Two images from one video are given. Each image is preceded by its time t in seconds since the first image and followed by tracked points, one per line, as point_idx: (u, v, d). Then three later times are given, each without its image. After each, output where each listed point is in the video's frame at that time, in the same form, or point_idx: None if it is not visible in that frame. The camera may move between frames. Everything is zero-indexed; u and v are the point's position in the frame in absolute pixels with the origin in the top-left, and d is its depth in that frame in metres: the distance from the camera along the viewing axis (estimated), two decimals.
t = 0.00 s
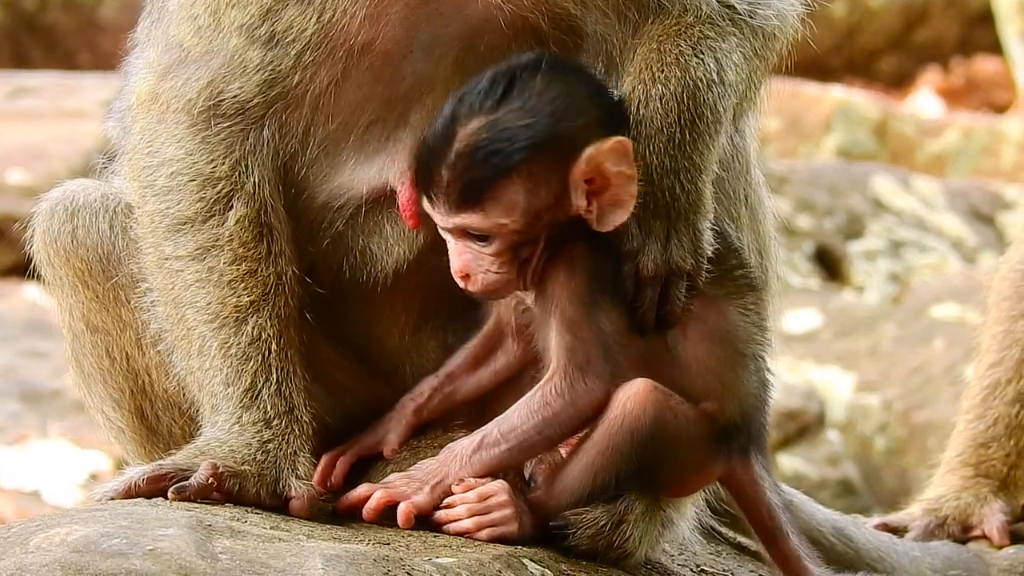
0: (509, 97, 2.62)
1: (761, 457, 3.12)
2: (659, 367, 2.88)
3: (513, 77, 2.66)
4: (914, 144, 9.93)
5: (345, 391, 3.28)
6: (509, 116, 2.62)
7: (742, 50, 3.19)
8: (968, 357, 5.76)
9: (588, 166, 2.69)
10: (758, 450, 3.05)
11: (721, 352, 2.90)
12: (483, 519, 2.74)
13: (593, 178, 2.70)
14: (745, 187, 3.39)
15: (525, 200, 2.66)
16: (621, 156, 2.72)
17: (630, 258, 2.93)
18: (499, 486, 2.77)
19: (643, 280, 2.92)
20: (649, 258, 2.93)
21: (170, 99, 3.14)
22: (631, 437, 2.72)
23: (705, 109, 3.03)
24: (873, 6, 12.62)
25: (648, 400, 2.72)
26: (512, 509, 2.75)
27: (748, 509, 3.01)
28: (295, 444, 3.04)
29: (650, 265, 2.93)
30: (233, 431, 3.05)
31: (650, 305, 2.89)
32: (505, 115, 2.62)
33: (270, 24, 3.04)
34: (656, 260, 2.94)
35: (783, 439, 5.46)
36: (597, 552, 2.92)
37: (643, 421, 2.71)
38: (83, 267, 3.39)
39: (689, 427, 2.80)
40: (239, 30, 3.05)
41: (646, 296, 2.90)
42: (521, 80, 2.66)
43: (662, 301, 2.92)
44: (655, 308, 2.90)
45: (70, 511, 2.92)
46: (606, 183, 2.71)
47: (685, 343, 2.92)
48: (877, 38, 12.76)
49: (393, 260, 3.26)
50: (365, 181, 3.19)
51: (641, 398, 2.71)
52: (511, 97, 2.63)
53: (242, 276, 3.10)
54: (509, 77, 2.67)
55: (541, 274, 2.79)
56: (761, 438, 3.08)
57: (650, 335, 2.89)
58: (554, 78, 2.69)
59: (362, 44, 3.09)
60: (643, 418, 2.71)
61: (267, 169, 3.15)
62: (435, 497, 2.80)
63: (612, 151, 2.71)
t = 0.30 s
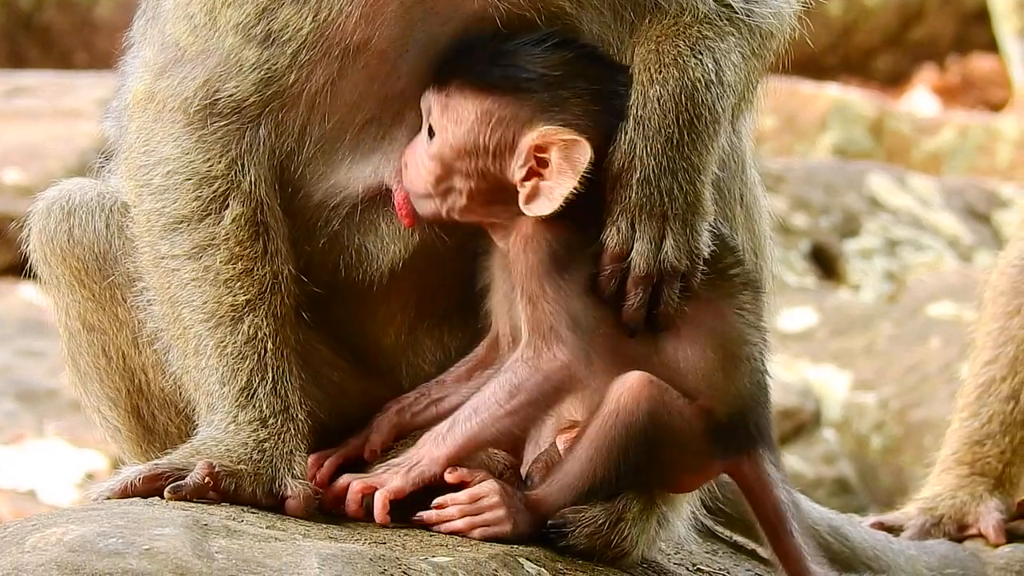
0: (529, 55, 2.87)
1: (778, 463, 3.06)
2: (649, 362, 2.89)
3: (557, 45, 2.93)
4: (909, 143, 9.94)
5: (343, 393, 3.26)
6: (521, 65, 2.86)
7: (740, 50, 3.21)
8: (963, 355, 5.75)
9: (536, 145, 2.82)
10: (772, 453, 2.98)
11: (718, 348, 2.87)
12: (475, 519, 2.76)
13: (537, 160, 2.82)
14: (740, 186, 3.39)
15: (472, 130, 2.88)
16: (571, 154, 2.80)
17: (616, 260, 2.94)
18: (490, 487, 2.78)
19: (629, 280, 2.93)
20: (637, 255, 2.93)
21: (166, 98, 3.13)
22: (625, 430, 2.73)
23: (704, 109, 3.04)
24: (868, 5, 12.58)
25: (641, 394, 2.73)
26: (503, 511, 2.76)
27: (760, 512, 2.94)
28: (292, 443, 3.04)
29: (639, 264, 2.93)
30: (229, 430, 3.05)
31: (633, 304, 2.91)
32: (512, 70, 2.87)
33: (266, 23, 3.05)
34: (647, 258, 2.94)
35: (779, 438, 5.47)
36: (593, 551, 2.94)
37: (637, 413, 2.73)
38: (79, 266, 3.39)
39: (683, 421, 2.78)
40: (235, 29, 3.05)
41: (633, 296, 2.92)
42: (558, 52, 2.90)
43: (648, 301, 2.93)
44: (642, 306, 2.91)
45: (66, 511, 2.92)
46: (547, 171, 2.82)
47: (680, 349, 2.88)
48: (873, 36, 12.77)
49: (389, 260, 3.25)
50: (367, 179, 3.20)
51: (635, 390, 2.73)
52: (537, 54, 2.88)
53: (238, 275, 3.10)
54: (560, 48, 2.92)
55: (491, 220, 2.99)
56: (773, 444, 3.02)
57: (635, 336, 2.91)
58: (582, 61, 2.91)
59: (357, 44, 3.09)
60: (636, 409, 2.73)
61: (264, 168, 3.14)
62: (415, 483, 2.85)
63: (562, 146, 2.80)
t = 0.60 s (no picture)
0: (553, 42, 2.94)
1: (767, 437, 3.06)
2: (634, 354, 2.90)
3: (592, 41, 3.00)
4: (909, 142, 9.94)
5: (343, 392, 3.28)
6: (542, 48, 2.94)
7: (739, 52, 3.22)
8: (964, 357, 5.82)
9: (511, 127, 2.83)
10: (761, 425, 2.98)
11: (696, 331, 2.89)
12: (474, 519, 2.76)
13: (505, 138, 2.84)
14: (738, 186, 3.38)
15: (471, 81, 2.94)
16: (530, 150, 2.80)
17: (604, 263, 2.97)
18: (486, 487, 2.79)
19: (618, 281, 2.95)
20: (627, 258, 2.96)
21: (165, 100, 3.13)
22: (607, 411, 2.76)
23: (700, 113, 3.06)
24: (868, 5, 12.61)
25: (619, 371, 2.75)
26: (502, 509, 2.77)
27: (751, 488, 2.94)
28: (292, 445, 3.05)
29: (629, 266, 2.95)
30: (230, 432, 3.05)
31: (618, 305, 2.93)
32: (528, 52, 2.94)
33: (262, 25, 3.03)
34: (636, 261, 2.95)
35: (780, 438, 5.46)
36: (593, 552, 2.92)
37: (614, 391, 2.75)
38: (78, 267, 3.38)
39: (662, 400, 2.81)
40: (231, 30, 3.04)
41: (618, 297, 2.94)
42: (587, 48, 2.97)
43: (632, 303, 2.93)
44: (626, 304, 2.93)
45: (66, 512, 2.92)
46: (508, 152, 2.84)
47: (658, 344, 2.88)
48: (872, 36, 12.76)
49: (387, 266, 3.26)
50: (365, 180, 3.20)
51: (615, 365, 2.76)
52: (561, 42, 2.94)
53: (237, 278, 3.09)
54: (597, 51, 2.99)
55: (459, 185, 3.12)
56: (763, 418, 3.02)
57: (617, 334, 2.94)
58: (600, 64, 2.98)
59: (354, 45, 3.08)
60: (615, 387, 2.75)
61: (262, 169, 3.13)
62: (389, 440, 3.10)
63: (527, 139, 2.80)
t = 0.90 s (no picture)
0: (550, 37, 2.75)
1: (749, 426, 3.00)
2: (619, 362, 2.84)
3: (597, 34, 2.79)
4: (915, 153, 9.94)
5: (346, 401, 3.28)
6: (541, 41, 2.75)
7: (738, 62, 3.25)
8: (969, 367, 5.73)
9: (501, 115, 2.74)
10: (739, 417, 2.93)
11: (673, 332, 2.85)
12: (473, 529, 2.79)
13: (492, 122, 2.75)
14: (741, 196, 3.38)
15: (468, 60, 2.82)
16: (512, 144, 2.72)
17: (594, 264, 2.95)
18: (485, 497, 2.81)
19: (607, 285, 2.93)
20: (618, 261, 2.95)
21: (168, 112, 3.14)
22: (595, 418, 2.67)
23: (698, 121, 3.11)
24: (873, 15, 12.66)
25: (601, 377, 2.68)
26: (501, 521, 2.78)
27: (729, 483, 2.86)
28: (297, 457, 3.06)
29: (619, 269, 2.94)
30: (235, 444, 3.07)
31: (607, 308, 2.89)
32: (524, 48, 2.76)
33: (264, 36, 3.06)
34: (626, 264, 2.95)
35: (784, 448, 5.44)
36: (601, 562, 2.94)
37: (602, 399, 2.67)
38: (83, 280, 3.39)
39: (646, 401, 2.74)
40: (233, 41, 3.06)
41: (607, 298, 2.91)
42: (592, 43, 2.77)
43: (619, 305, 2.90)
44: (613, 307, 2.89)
45: (72, 522, 2.94)
46: (492, 139, 2.75)
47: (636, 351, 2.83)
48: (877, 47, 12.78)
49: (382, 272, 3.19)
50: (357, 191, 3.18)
51: (596, 373, 2.68)
52: (554, 32, 2.76)
53: (241, 291, 3.10)
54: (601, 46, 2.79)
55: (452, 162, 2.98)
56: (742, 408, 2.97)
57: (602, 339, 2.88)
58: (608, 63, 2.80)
59: (355, 55, 3.11)
60: (601, 394, 2.67)
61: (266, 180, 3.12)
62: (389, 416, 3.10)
63: (512, 134, 2.72)
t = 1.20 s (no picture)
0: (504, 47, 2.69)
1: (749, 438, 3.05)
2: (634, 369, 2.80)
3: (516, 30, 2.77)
4: (922, 166, 9.92)
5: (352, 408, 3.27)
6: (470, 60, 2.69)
7: (740, 67, 3.21)
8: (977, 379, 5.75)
9: (464, 149, 2.65)
10: (745, 433, 2.96)
11: (690, 347, 2.82)
12: (478, 541, 2.84)
13: (462, 163, 2.66)
14: (746, 207, 3.37)
15: (423, 121, 2.72)
16: (487, 167, 2.62)
17: (613, 248, 2.88)
18: (492, 513, 2.85)
19: (626, 273, 2.87)
20: (636, 253, 2.89)
21: (176, 125, 3.15)
22: (613, 462, 2.69)
23: (701, 122, 3.08)
24: (880, 26, 12.45)
25: (624, 421, 2.68)
26: (509, 537, 2.82)
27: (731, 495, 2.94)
28: (303, 470, 3.09)
29: (636, 258, 2.89)
30: (241, 457, 3.11)
31: (625, 300, 2.84)
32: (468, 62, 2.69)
33: (269, 48, 3.06)
34: (644, 255, 2.90)
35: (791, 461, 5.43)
36: None
37: (623, 443, 2.68)
38: (88, 292, 3.39)
39: (664, 438, 2.74)
40: (239, 54, 3.07)
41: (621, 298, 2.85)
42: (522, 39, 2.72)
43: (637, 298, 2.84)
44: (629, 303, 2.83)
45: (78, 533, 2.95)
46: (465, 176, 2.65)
47: (655, 360, 2.80)
48: (885, 58, 12.58)
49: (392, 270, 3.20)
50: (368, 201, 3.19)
51: (619, 416, 2.68)
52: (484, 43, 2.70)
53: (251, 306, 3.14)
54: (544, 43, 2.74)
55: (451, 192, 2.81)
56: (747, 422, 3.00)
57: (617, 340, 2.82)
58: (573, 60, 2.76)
59: (361, 68, 3.10)
60: (622, 439, 2.68)
61: (273, 193, 3.15)
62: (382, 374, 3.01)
63: (485, 156, 2.63)
